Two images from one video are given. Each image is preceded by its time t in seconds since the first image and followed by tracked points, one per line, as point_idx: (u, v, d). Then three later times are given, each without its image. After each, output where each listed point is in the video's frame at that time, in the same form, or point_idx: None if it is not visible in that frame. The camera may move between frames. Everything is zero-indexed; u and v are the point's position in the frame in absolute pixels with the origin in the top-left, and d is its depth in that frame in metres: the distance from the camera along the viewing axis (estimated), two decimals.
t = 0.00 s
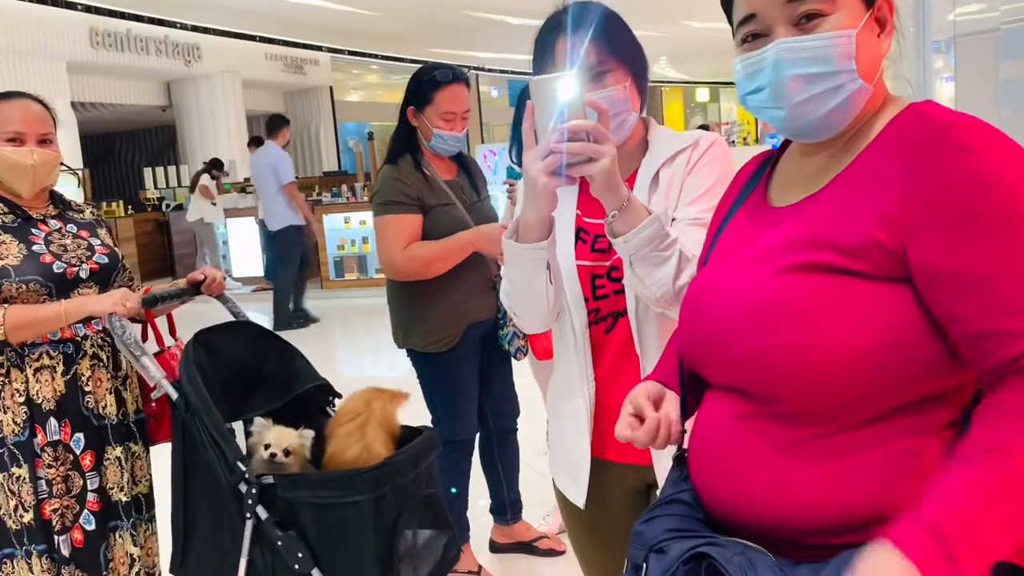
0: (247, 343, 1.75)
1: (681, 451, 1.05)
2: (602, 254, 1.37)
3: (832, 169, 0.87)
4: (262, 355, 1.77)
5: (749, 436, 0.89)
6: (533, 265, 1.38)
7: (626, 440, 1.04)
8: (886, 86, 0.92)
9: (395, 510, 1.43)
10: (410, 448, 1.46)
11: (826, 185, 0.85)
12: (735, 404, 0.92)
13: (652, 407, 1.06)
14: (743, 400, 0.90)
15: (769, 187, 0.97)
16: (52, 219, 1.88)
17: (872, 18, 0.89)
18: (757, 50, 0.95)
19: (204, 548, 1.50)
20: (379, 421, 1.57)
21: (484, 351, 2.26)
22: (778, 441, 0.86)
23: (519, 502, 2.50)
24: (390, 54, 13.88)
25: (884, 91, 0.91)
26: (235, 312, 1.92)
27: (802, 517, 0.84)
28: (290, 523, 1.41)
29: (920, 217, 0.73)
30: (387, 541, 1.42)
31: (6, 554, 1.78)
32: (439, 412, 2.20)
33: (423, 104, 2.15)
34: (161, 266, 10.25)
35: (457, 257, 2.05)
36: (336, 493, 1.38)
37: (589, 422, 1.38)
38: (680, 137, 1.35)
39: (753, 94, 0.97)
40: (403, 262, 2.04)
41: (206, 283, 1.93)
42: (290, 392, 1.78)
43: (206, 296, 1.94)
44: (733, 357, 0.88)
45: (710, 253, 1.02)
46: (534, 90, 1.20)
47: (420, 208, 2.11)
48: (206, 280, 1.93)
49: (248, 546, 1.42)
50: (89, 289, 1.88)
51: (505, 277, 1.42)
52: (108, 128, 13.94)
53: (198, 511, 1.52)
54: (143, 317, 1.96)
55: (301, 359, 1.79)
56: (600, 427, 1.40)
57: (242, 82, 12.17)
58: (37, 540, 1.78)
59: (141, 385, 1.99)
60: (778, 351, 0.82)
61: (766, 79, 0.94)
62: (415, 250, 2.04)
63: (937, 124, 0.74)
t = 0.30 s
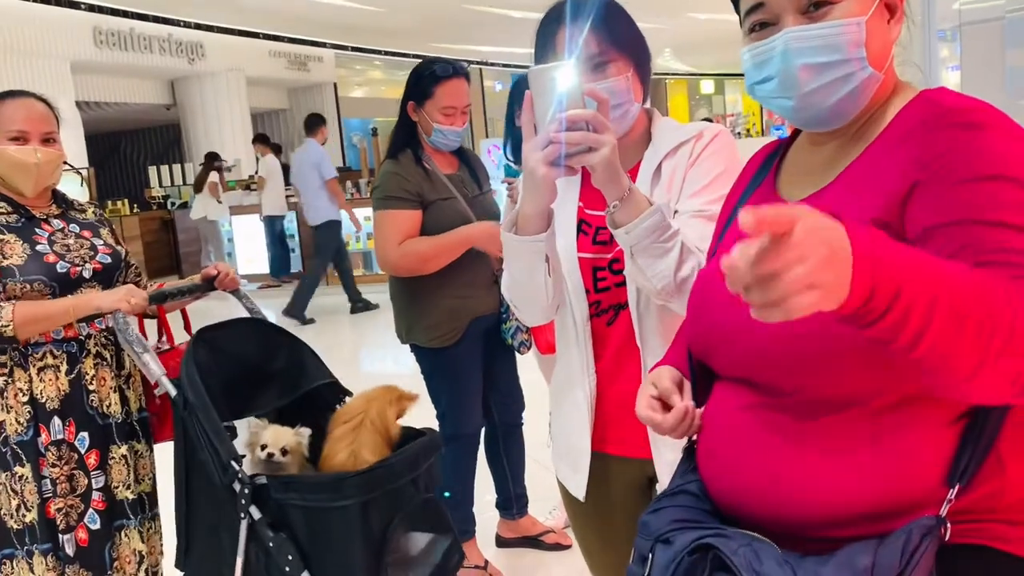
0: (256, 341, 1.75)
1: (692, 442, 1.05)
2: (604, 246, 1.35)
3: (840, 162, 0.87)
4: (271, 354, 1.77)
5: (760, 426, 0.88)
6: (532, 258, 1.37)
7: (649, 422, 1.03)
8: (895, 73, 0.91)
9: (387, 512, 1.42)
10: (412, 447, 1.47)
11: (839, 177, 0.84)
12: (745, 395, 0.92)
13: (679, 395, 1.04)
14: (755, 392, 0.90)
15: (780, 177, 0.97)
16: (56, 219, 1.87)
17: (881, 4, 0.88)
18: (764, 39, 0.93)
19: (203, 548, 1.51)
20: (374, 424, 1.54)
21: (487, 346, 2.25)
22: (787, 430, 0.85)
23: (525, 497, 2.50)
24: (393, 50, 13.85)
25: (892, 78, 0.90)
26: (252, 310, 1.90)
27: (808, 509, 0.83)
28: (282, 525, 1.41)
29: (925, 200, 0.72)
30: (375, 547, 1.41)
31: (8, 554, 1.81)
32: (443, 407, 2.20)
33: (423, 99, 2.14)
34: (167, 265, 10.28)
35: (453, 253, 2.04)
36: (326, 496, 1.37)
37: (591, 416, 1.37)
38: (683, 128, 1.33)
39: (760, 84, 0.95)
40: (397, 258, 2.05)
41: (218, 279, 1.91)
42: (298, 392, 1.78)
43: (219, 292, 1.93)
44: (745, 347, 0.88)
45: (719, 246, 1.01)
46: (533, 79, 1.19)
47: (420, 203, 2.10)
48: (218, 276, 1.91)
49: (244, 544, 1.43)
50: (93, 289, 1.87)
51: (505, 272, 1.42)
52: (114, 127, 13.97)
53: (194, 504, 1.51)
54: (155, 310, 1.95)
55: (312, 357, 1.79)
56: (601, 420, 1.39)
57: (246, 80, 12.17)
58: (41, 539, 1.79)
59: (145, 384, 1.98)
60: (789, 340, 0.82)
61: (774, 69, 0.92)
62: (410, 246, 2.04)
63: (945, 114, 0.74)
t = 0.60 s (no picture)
0: (271, 338, 1.75)
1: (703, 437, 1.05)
2: (612, 240, 1.34)
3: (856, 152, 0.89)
4: (285, 352, 1.77)
5: (769, 421, 0.88)
6: (539, 254, 1.37)
7: (660, 417, 1.03)
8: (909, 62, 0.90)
9: (381, 517, 1.40)
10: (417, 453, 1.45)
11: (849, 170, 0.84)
12: (755, 391, 0.91)
13: (689, 389, 1.04)
14: (764, 387, 0.89)
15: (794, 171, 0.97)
16: (71, 215, 1.87)
17: None
18: (776, 29, 0.91)
19: (209, 547, 1.52)
20: (381, 427, 1.51)
21: (493, 341, 2.25)
22: (796, 425, 0.85)
23: (533, 492, 2.49)
24: (401, 46, 13.86)
25: (906, 67, 0.89)
26: (276, 304, 1.91)
27: (815, 504, 0.82)
28: (275, 527, 1.41)
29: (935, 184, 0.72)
30: (362, 559, 1.38)
31: (22, 547, 1.78)
32: (450, 402, 2.19)
33: (423, 91, 2.15)
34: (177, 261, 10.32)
35: (460, 249, 2.03)
36: (315, 501, 1.35)
37: (598, 409, 1.36)
38: (691, 120, 1.32)
39: (772, 74, 0.94)
40: (405, 254, 2.05)
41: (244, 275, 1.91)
42: (314, 391, 1.77)
43: (245, 286, 1.92)
44: (754, 342, 0.88)
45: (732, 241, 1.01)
46: (540, 69, 1.17)
47: (426, 197, 2.10)
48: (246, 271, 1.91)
49: (242, 545, 1.42)
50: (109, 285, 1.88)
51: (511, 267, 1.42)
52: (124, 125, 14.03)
53: (202, 497, 1.53)
54: (178, 303, 1.93)
55: (331, 356, 1.78)
56: (609, 414, 1.38)
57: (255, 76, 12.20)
58: (57, 533, 1.78)
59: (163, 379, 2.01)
60: (798, 333, 0.81)
61: (786, 60, 0.91)
62: (418, 242, 2.04)
63: (955, 99, 0.74)
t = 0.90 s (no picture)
0: (299, 335, 1.75)
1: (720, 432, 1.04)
2: (625, 234, 1.33)
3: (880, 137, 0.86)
4: (313, 350, 1.76)
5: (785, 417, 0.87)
6: (550, 248, 1.36)
7: (684, 412, 0.94)
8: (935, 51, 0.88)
9: (371, 529, 1.36)
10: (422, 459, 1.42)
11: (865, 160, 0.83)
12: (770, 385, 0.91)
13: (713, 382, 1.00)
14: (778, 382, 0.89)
15: (813, 161, 0.95)
16: (108, 207, 1.89)
17: None
18: (799, 14, 0.90)
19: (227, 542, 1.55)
20: (388, 436, 1.49)
21: (505, 337, 2.25)
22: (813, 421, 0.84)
23: (545, 487, 2.49)
24: (415, 41, 13.85)
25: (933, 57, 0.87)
26: (313, 299, 1.87)
27: (833, 502, 0.82)
28: (272, 530, 1.39)
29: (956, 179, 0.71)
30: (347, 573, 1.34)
31: (68, 532, 1.80)
32: (462, 397, 2.20)
33: (428, 83, 2.15)
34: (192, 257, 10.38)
35: (475, 244, 2.03)
36: (304, 509, 1.33)
37: (610, 405, 1.36)
38: (707, 114, 1.31)
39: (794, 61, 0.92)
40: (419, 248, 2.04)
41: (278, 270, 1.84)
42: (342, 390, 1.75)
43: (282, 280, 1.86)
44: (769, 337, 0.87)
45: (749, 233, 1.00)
46: (552, 62, 1.17)
47: (438, 192, 2.09)
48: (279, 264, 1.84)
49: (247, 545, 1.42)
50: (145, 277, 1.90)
51: (523, 264, 1.41)
52: (139, 121, 14.12)
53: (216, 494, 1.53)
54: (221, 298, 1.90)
55: (358, 354, 1.75)
56: (621, 409, 1.38)
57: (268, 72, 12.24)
58: (106, 517, 1.80)
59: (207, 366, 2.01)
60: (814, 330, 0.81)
61: (810, 45, 0.89)
62: (431, 237, 2.03)
63: (974, 92, 0.72)
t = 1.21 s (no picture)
0: (323, 333, 1.70)
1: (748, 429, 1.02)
2: (640, 230, 1.32)
3: (924, 118, 0.84)
4: (338, 349, 1.70)
5: (819, 415, 0.86)
6: (560, 243, 1.35)
7: (707, 410, 1.02)
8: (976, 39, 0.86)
9: (349, 548, 1.31)
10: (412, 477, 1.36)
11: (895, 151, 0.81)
12: (798, 383, 0.89)
13: (737, 382, 1.02)
14: (806, 380, 0.87)
15: (843, 152, 0.93)
16: (168, 203, 1.89)
17: None
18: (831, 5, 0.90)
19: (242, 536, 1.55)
20: (388, 445, 1.45)
21: (518, 334, 2.24)
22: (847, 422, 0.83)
23: (559, 484, 2.48)
24: (430, 37, 13.86)
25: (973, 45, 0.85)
26: (355, 296, 1.80)
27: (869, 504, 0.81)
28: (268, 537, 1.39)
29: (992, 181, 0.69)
30: None
31: (127, 524, 1.79)
32: (475, 394, 2.19)
33: (446, 79, 2.13)
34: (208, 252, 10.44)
35: (489, 239, 2.02)
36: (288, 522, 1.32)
37: (624, 403, 1.35)
38: (723, 109, 1.30)
39: (825, 50, 0.91)
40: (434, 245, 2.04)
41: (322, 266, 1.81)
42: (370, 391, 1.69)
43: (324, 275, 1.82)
44: (796, 334, 0.86)
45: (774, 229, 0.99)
46: (564, 54, 1.16)
47: (449, 188, 2.09)
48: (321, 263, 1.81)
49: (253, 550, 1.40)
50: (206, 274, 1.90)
51: (535, 259, 1.40)
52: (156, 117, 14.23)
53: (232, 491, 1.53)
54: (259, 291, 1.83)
55: (385, 356, 1.69)
56: (635, 407, 1.37)
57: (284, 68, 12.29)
58: (164, 508, 1.80)
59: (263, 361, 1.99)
60: (843, 329, 0.80)
61: (841, 32, 0.89)
62: (445, 233, 2.03)
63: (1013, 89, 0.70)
